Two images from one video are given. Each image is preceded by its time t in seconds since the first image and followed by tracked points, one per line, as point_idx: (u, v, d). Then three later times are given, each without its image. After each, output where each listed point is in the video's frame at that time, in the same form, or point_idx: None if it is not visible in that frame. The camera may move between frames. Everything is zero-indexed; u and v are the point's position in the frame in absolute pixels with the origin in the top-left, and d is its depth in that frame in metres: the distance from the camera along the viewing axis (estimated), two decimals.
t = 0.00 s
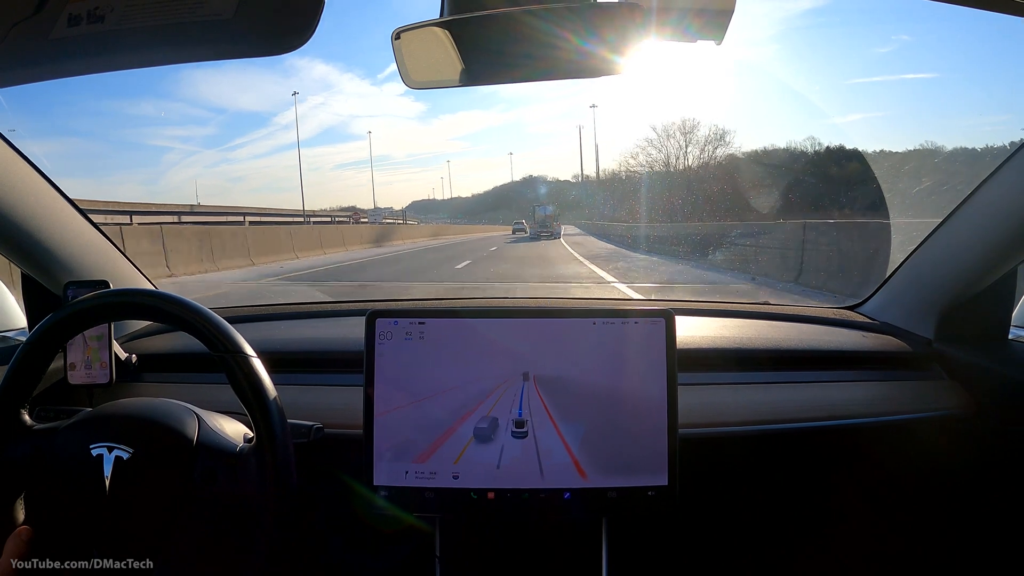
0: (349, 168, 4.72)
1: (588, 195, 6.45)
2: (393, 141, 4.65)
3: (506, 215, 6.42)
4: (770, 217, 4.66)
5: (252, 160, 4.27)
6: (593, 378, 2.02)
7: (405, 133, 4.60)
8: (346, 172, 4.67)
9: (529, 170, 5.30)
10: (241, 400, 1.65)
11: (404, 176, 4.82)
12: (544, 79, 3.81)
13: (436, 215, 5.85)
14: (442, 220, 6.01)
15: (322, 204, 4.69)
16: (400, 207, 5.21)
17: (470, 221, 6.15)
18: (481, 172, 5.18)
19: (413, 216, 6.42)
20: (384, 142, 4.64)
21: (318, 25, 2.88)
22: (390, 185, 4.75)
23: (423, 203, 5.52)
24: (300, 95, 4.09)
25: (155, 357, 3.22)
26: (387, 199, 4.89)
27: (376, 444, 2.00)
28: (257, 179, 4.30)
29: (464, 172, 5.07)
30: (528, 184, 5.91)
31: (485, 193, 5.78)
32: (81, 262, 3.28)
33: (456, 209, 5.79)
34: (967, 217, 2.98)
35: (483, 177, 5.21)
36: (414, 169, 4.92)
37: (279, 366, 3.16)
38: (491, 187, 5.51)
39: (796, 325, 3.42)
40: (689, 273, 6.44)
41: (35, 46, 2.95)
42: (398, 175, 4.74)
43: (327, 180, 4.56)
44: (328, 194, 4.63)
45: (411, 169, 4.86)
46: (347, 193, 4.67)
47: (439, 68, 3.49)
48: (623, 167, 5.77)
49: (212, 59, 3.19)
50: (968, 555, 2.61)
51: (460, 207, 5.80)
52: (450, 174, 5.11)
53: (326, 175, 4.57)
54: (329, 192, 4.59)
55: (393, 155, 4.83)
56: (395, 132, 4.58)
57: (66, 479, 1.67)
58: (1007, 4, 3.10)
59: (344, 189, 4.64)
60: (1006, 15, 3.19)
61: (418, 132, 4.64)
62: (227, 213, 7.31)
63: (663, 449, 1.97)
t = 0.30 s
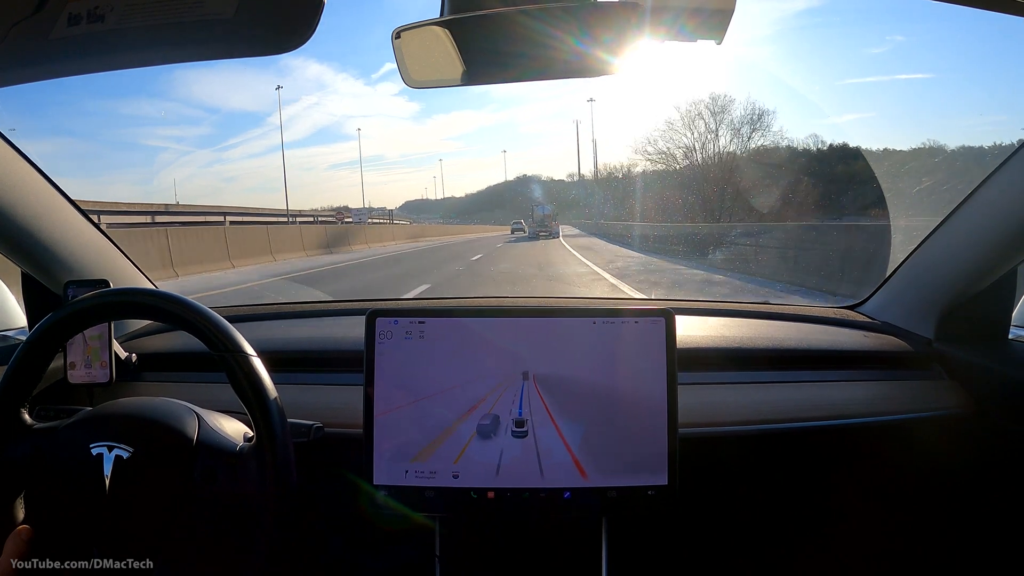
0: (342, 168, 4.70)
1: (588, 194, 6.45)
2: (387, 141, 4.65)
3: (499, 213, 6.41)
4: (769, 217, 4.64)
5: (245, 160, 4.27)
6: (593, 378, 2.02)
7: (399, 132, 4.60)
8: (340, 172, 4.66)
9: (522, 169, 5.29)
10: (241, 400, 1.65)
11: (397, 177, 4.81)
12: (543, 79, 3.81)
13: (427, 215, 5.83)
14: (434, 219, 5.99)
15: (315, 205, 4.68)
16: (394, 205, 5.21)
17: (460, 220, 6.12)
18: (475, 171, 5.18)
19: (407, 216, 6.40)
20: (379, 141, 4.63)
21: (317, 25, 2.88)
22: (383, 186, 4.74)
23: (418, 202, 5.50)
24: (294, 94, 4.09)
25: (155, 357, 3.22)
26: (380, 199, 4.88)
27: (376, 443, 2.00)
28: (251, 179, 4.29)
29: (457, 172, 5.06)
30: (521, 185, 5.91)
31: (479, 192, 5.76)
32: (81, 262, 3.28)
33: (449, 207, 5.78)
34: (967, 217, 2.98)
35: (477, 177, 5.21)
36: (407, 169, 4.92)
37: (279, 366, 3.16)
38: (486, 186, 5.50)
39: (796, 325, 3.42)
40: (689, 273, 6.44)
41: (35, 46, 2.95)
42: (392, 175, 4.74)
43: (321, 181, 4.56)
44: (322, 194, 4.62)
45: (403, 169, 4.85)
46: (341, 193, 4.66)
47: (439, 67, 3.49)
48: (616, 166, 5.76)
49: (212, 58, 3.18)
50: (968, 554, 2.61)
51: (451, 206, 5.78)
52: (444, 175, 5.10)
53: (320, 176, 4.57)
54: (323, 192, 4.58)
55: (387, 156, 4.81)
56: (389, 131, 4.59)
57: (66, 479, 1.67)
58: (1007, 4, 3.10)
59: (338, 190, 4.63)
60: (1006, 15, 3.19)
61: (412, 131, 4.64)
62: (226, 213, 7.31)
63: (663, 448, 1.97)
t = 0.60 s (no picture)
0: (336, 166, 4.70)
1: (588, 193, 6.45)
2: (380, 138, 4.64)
3: (493, 211, 6.38)
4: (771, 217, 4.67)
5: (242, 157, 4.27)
6: (593, 377, 2.02)
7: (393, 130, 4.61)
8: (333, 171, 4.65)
9: (513, 168, 5.28)
10: (241, 400, 1.65)
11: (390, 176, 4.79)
12: (542, 78, 3.81)
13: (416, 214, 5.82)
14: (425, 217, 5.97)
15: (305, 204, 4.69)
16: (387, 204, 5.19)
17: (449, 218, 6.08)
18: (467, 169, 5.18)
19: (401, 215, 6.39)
20: (371, 138, 4.64)
21: (318, 25, 2.88)
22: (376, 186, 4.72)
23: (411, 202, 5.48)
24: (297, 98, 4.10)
25: (155, 357, 3.22)
26: (372, 198, 4.86)
27: (376, 443, 2.00)
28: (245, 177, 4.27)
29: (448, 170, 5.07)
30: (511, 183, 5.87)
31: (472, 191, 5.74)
32: (81, 262, 3.28)
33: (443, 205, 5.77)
34: (967, 215, 2.98)
35: (471, 175, 5.20)
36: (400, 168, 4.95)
37: (279, 366, 3.15)
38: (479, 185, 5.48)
39: (797, 324, 3.41)
40: (689, 272, 6.44)
41: (35, 47, 2.95)
42: (385, 174, 4.73)
43: (315, 179, 4.54)
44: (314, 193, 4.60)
45: (397, 168, 4.91)
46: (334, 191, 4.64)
47: (439, 67, 3.49)
48: (611, 163, 5.74)
49: (212, 58, 3.18)
50: (968, 553, 2.61)
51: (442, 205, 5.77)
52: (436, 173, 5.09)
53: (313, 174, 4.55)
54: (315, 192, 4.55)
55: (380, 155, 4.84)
56: (383, 129, 4.63)
57: (66, 479, 1.67)
58: (1007, 3, 3.10)
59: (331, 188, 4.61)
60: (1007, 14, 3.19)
61: (406, 129, 4.67)
62: (226, 212, 7.31)
63: (663, 448, 1.97)
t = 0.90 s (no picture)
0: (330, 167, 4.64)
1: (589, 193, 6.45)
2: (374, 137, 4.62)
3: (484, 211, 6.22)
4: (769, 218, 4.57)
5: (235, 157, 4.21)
6: (593, 378, 2.02)
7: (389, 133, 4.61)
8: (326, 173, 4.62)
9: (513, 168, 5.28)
10: (241, 400, 1.65)
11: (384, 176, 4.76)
12: (542, 78, 3.81)
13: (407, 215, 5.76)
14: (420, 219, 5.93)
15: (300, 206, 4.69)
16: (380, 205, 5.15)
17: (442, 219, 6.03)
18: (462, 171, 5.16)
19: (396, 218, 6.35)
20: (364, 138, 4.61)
21: (318, 25, 2.88)
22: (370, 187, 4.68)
23: (404, 204, 5.45)
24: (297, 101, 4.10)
25: (155, 357, 3.22)
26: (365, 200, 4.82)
27: (376, 444, 2.00)
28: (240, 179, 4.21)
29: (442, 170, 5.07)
30: (507, 186, 5.82)
31: (465, 193, 5.68)
32: (80, 263, 3.27)
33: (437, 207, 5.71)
34: (967, 217, 2.98)
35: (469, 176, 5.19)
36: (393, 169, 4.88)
37: (279, 367, 3.15)
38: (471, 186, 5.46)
39: (797, 325, 3.41)
40: (689, 272, 6.43)
41: (36, 47, 2.95)
42: (379, 173, 4.69)
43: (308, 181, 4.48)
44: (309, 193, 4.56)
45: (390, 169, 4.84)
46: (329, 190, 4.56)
47: (439, 68, 3.49)
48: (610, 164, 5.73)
49: (212, 59, 3.18)
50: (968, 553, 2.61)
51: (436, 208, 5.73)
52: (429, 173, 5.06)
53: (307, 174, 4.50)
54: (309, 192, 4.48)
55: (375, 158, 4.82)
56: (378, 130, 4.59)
57: (66, 480, 1.67)
58: (1007, 4, 3.10)
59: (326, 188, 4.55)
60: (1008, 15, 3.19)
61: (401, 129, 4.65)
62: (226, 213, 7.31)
63: (663, 448, 1.97)
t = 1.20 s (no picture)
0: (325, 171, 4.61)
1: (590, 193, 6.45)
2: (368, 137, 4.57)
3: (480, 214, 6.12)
4: (770, 217, 4.69)
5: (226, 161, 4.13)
6: (593, 378, 2.02)
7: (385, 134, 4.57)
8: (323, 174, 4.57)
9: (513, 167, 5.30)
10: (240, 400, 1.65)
11: (380, 177, 4.71)
12: (543, 78, 3.81)
13: (398, 216, 5.70)
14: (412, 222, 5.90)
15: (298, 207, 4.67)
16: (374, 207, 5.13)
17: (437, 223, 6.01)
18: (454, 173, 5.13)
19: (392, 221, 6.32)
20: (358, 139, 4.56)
21: (319, 25, 2.88)
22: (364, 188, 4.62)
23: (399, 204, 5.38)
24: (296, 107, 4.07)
25: (155, 357, 3.22)
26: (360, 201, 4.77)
27: (376, 444, 2.00)
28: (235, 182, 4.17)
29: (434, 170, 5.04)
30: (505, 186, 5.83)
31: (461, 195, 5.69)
32: (81, 263, 3.27)
33: (430, 208, 5.65)
34: (968, 217, 2.97)
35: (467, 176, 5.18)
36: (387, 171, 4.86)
37: (279, 366, 3.15)
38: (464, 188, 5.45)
39: (797, 326, 3.41)
40: (689, 272, 6.44)
41: (36, 47, 2.95)
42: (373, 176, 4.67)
43: (303, 183, 4.47)
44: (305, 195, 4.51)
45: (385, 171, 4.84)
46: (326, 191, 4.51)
47: (440, 68, 3.49)
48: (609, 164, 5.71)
49: (212, 59, 3.18)
50: (969, 553, 2.62)
51: (430, 208, 5.68)
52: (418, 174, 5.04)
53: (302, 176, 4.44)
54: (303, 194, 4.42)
55: (369, 159, 4.79)
56: (374, 131, 4.55)
57: (66, 480, 1.67)
58: (1007, 6, 3.11)
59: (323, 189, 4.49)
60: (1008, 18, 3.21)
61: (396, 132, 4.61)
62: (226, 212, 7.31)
63: (662, 449, 1.97)
